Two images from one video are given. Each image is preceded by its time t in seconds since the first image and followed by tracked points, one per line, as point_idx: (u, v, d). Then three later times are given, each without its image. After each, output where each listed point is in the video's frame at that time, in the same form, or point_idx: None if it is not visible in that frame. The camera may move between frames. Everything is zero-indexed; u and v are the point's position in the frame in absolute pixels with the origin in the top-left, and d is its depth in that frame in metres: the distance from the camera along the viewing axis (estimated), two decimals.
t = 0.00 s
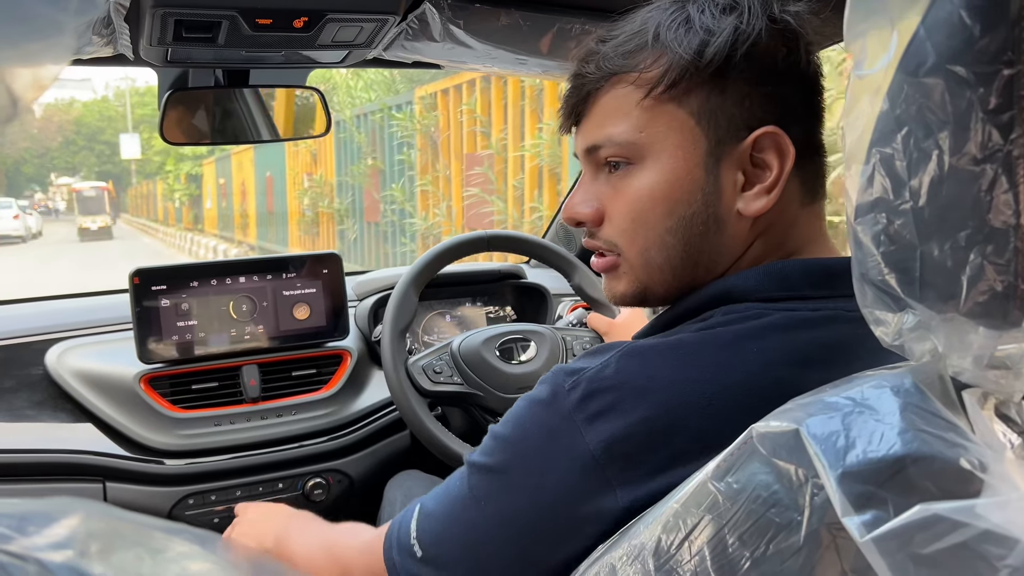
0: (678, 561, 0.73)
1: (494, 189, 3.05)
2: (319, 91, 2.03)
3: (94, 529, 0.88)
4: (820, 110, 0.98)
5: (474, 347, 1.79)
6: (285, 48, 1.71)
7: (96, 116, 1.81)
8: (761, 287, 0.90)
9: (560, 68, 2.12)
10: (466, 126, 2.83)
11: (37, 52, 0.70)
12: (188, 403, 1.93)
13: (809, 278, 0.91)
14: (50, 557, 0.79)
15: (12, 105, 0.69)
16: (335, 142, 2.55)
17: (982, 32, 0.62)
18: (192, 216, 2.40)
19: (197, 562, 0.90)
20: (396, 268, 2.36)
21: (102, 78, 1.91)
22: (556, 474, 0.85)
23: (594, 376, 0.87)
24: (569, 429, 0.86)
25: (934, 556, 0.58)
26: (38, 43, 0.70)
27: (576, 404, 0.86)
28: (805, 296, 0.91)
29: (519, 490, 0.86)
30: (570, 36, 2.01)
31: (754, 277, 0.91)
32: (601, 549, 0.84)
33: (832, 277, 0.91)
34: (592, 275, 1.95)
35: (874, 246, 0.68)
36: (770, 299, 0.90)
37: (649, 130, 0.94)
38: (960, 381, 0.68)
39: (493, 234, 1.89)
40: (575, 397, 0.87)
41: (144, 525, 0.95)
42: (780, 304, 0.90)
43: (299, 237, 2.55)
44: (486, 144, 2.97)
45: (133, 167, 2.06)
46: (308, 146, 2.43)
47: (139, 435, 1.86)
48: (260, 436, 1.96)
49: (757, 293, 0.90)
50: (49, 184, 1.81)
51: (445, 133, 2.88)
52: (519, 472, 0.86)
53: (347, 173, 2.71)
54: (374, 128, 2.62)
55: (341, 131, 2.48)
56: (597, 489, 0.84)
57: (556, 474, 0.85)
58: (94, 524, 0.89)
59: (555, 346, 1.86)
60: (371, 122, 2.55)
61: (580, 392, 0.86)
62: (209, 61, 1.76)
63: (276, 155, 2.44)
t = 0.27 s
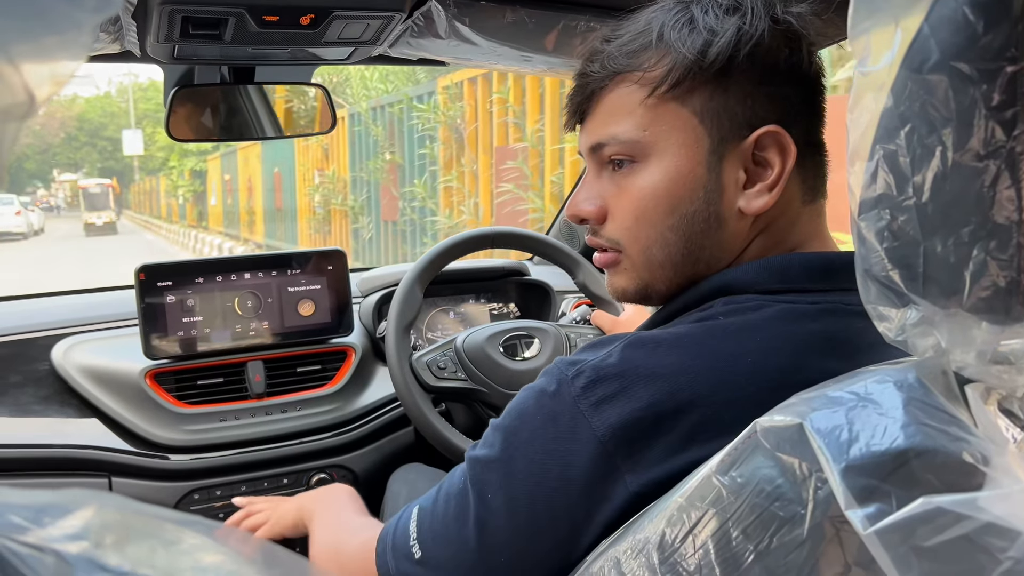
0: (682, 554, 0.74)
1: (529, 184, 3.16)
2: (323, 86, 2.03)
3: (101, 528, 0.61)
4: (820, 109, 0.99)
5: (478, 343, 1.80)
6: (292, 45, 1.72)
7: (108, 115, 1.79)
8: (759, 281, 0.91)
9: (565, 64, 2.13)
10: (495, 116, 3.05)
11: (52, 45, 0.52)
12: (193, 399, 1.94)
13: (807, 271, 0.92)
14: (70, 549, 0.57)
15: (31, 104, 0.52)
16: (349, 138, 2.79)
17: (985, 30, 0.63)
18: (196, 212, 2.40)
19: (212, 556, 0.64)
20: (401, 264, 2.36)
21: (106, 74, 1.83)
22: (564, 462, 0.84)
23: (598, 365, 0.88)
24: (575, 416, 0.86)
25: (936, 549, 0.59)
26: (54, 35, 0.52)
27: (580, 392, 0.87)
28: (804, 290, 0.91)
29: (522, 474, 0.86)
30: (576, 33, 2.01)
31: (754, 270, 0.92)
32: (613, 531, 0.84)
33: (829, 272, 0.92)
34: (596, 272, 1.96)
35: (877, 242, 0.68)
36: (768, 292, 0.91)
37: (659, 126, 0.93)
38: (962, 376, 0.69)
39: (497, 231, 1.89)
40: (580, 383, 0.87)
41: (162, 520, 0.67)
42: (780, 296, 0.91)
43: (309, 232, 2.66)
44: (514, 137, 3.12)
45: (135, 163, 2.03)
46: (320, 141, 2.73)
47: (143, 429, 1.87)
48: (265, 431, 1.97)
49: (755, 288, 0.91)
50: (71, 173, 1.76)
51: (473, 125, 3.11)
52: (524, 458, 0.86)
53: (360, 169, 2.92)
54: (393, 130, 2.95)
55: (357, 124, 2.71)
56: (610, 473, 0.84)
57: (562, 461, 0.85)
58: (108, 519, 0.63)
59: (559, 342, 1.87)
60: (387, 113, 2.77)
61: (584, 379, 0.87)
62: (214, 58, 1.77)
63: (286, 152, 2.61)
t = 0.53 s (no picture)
0: (691, 554, 0.74)
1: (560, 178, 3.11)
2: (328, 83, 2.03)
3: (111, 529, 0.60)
4: (820, 106, 0.98)
5: (482, 340, 1.80)
6: (296, 41, 1.71)
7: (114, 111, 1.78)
8: (763, 278, 0.91)
9: (569, 61, 2.12)
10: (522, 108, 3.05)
11: (61, 40, 0.51)
12: (196, 396, 1.94)
13: (810, 269, 0.91)
14: (78, 549, 0.56)
15: (40, 100, 0.51)
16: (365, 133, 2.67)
17: (997, 27, 0.63)
18: (198, 209, 2.42)
19: (224, 557, 0.63)
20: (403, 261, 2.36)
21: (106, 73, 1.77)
22: (582, 470, 0.85)
23: (611, 374, 0.88)
24: (590, 426, 0.86)
25: (948, 551, 0.58)
26: (64, 29, 0.51)
27: (595, 402, 0.87)
28: (808, 289, 0.91)
29: (540, 491, 0.86)
30: (581, 30, 2.00)
31: (758, 268, 0.91)
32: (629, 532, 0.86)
33: (833, 270, 0.91)
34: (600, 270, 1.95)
35: (887, 242, 0.68)
36: (770, 289, 0.90)
37: (655, 128, 0.93)
38: (973, 376, 0.68)
39: (501, 228, 1.89)
40: (594, 395, 0.87)
41: (176, 519, 0.66)
42: (790, 296, 0.90)
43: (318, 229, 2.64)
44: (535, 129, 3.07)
45: (136, 159, 2.04)
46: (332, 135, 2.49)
47: (146, 426, 1.87)
48: (269, 428, 1.97)
49: (759, 284, 0.91)
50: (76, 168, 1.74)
51: (501, 116, 2.98)
52: (541, 474, 0.86)
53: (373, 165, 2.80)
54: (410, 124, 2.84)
55: (371, 117, 2.58)
56: (628, 479, 0.85)
57: (584, 470, 0.85)
58: (117, 519, 0.62)
59: (562, 340, 1.87)
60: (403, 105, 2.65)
61: (597, 390, 0.87)
62: (217, 54, 1.76)
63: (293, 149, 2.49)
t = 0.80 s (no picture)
0: (691, 553, 0.74)
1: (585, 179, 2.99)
2: (329, 81, 2.03)
3: (114, 529, 0.62)
4: (816, 103, 0.96)
5: (482, 339, 1.80)
6: (296, 40, 1.71)
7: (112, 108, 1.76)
8: (757, 279, 0.91)
9: (570, 60, 2.12)
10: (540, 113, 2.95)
11: (59, 40, 0.54)
12: (196, 394, 1.94)
13: (806, 270, 0.92)
14: (83, 551, 0.58)
15: (41, 97, 0.54)
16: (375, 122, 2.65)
17: (998, 28, 0.63)
18: (199, 207, 2.46)
19: (224, 559, 0.66)
20: (403, 260, 2.36)
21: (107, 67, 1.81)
22: (577, 470, 0.87)
23: (603, 375, 0.89)
24: (584, 426, 0.87)
25: (949, 551, 0.58)
26: (68, 27, 0.54)
27: (588, 403, 0.88)
28: (802, 291, 0.92)
29: (536, 492, 0.88)
30: (582, 29, 1.99)
31: (751, 269, 0.92)
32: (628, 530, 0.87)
33: (828, 271, 0.93)
34: (600, 269, 1.95)
35: (887, 243, 0.68)
36: (764, 291, 0.91)
37: (636, 128, 0.94)
38: (973, 377, 0.68)
39: (502, 227, 1.89)
40: (586, 397, 0.88)
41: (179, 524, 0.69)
42: (793, 299, 0.91)
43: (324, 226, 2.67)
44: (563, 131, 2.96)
45: (135, 156, 2.05)
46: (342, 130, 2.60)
47: (145, 423, 1.87)
48: (269, 427, 1.97)
49: (751, 284, 0.91)
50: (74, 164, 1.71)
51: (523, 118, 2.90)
52: (537, 476, 0.88)
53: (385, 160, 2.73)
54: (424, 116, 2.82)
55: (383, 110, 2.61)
56: (624, 478, 0.87)
57: (579, 472, 0.87)
58: (120, 521, 0.64)
59: (562, 339, 1.87)
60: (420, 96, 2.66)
61: (590, 392, 0.88)
62: (217, 52, 1.76)
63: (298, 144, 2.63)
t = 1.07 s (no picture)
0: (691, 550, 0.74)
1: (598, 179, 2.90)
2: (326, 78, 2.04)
3: (108, 525, 0.51)
4: (788, 105, 0.95)
5: (479, 337, 1.79)
6: (294, 35, 1.71)
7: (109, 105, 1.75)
8: (757, 279, 0.92)
9: (569, 57, 2.11)
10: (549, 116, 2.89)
11: (61, 31, 0.48)
12: (192, 392, 1.93)
13: (806, 270, 0.92)
14: (79, 548, 0.48)
15: (39, 92, 0.48)
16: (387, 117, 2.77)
17: (1002, 23, 0.62)
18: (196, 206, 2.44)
19: (225, 555, 0.53)
20: (401, 257, 2.35)
21: (105, 64, 1.80)
22: (571, 469, 0.87)
23: (598, 373, 0.89)
24: (578, 424, 0.88)
25: (951, 549, 0.58)
26: (64, 20, 0.48)
27: (583, 402, 0.88)
28: (802, 290, 0.92)
29: (531, 490, 0.89)
30: (581, 26, 1.99)
31: (753, 268, 0.93)
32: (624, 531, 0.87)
33: (830, 271, 0.92)
34: (598, 267, 1.94)
35: (890, 239, 0.68)
36: (765, 290, 0.92)
37: (606, 130, 1.08)
38: (974, 374, 0.67)
39: (500, 224, 1.89)
40: (581, 396, 0.89)
41: (178, 517, 0.56)
42: (796, 298, 0.91)
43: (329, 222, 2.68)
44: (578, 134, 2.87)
45: (131, 153, 2.04)
46: (349, 124, 2.71)
47: (139, 421, 1.86)
48: (264, 425, 1.96)
49: (751, 284, 0.92)
50: (69, 161, 1.71)
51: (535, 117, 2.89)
52: (532, 476, 0.89)
53: (395, 159, 2.96)
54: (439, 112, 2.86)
55: (398, 100, 2.67)
56: (619, 478, 0.86)
57: (573, 471, 0.87)
58: (117, 515, 0.53)
59: (560, 337, 1.86)
60: (436, 88, 2.68)
61: (585, 390, 0.89)
62: (212, 47, 1.75)
63: (301, 140, 2.69)
